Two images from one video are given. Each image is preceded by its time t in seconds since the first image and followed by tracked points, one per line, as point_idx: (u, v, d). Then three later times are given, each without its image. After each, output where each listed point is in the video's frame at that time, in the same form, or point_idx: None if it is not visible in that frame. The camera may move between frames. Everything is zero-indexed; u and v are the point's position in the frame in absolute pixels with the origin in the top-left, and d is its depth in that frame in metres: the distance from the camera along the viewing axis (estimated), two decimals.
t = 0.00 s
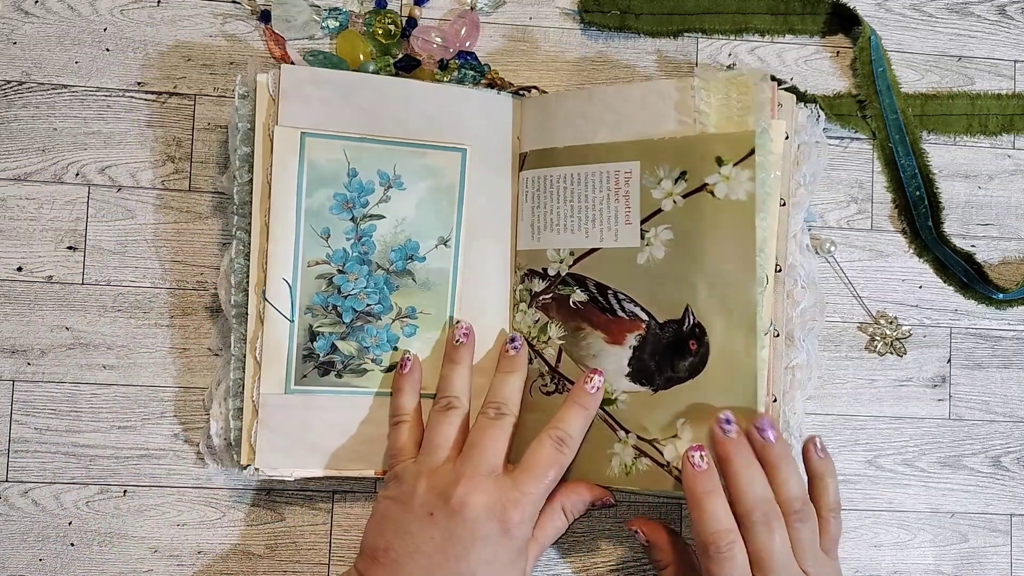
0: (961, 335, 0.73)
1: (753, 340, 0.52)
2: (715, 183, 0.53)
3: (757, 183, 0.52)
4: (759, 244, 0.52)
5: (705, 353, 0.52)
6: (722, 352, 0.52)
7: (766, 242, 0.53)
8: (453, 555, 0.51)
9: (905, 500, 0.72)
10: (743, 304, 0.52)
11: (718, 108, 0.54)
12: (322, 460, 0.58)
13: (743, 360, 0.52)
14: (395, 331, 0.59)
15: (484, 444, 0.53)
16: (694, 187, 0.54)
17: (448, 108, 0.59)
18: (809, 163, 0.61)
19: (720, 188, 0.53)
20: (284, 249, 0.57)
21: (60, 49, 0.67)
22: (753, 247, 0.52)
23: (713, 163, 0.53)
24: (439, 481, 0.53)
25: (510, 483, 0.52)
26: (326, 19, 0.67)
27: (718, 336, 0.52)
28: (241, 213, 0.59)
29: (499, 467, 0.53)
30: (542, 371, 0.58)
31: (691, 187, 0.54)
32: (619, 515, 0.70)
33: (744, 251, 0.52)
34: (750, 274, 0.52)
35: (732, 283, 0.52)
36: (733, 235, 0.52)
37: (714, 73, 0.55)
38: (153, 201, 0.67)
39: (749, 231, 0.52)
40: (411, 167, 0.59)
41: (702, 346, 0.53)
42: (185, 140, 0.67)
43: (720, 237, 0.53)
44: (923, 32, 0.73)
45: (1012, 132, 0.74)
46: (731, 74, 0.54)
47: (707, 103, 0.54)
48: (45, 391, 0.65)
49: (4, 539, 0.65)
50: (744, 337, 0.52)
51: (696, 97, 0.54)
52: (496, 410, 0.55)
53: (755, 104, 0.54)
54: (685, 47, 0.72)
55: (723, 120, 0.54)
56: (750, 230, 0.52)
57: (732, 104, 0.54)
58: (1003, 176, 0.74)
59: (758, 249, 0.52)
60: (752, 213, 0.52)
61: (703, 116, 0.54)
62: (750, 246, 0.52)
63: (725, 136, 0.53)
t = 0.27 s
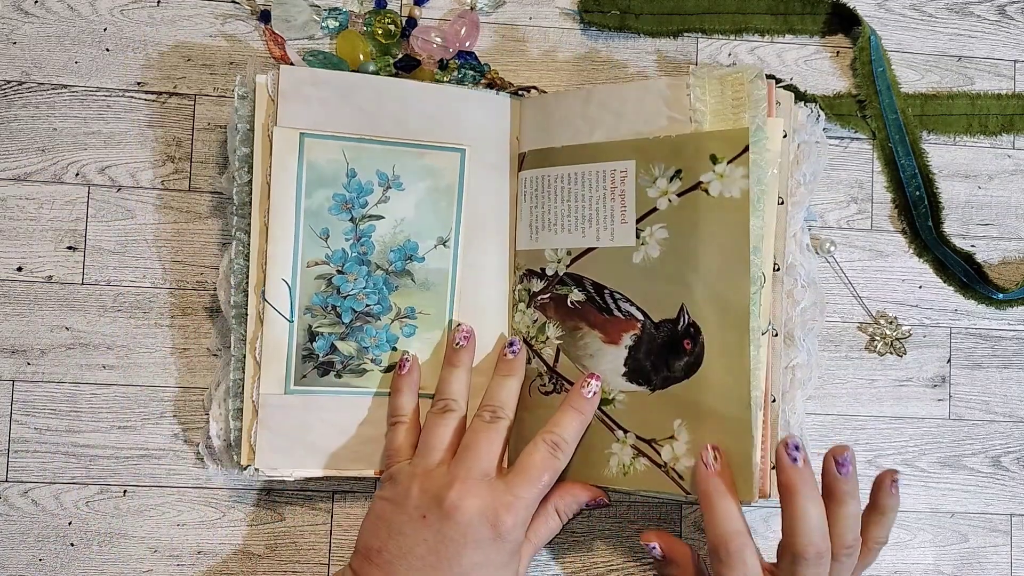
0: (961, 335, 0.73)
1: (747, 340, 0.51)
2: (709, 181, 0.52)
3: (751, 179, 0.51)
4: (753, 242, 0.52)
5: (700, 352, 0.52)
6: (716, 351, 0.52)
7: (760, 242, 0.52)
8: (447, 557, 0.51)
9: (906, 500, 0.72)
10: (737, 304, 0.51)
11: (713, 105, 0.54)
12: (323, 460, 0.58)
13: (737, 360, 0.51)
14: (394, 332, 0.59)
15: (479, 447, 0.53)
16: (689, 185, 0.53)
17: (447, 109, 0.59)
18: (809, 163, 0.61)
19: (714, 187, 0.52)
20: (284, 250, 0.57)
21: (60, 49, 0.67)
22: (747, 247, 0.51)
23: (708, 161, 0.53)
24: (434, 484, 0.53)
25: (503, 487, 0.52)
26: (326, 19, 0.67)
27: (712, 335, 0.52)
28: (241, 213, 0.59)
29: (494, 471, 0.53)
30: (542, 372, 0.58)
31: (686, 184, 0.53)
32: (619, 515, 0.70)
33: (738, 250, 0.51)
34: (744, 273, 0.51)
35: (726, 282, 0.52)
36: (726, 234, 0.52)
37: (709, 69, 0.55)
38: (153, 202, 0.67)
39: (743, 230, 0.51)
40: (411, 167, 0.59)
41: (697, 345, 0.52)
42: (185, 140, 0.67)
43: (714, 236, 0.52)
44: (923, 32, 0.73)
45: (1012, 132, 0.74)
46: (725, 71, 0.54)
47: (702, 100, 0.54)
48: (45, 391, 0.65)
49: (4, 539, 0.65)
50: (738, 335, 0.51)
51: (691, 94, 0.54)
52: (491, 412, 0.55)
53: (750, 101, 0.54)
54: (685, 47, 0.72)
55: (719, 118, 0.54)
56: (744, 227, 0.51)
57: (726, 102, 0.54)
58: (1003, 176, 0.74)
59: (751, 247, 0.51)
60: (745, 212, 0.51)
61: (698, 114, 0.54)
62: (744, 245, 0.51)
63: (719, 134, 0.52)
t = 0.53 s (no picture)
0: (961, 335, 0.73)
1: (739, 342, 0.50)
2: (704, 180, 0.51)
3: (745, 178, 0.50)
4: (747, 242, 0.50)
5: (692, 353, 0.51)
6: (709, 353, 0.51)
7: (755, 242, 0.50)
8: (421, 543, 0.50)
9: (906, 500, 0.72)
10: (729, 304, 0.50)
11: (710, 105, 0.53)
12: (323, 461, 0.58)
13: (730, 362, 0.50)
14: (395, 331, 0.59)
15: (456, 434, 0.52)
16: (684, 184, 0.52)
17: (448, 107, 0.59)
18: (808, 163, 0.61)
19: (708, 185, 0.51)
20: (285, 250, 0.57)
21: (60, 49, 0.67)
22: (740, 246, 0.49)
23: (703, 159, 0.51)
24: (408, 470, 0.52)
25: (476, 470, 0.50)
26: (326, 19, 0.67)
27: (705, 336, 0.51)
28: (241, 212, 0.59)
29: (468, 457, 0.51)
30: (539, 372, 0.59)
31: (682, 183, 0.52)
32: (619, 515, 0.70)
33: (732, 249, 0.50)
34: (737, 274, 0.50)
35: (720, 283, 0.50)
36: (719, 233, 0.50)
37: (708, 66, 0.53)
38: (153, 201, 0.67)
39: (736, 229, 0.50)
40: (412, 166, 0.59)
41: (689, 346, 0.52)
42: (185, 140, 0.67)
43: (708, 236, 0.51)
44: (923, 32, 0.73)
45: (1012, 132, 0.74)
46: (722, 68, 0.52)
47: (699, 99, 0.53)
48: (45, 391, 0.65)
49: (4, 539, 0.65)
50: (730, 338, 0.50)
51: (688, 93, 0.53)
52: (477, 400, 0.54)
53: (747, 98, 0.52)
54: (685, 47, 0.72)
55: (716, 118, 0.53)
56: (736, 228, 0.50)
57: (724, 101, 0.52)
58: (1003, 176, 0.74)
59: (744, 247, 0.50)
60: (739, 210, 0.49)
61: (695, 112, 0.53)
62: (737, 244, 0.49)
63: (714, 132, 0.51)
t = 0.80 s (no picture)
0: (961, 335, 0.73)
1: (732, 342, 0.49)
2: (700, 179, 0.51)
3: (741, 177, 0.49)
4: (741, 241, 0.50)
5: (685, 353, 0.51)
6: (703, 353, 0.50)
7: (751, 242, 0.50)
8: (411, 547, 0.50)
9: (906, 500, 0.72)
10: (722, 305, 0.50)
11: (708, 106, 0.53)
12: (323, 462, 0.58)
13: (723, 362, 0.50)
14: (395, 331, 0.60)
15: (452, 437, 0.51)
16: (680, 183, 0.52)
17: (447, 107, 0.59)
18: (808, 163, 0.61)
19: (704, 184, 0.51)
20: (285, 250, 0.57)
21: (60, 49, 0.67)
22: (734, 246, 0.49)
23: (699, 158, 0.51)
24: (400, 471, 0.51)
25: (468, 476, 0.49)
26: (326, 19, 0.67)
27: (698, 336, 0.51)
28: (240, 212, 0.59)
29: (463, 463, 0.50)
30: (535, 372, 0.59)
31: (677, 183, 0.52)
32: (619, 515, 0.70)
33: (727, 249, 0.49)
34: (730, 274, 0.49)
35: (714, 283, 0.50)
36: (713, 233, 0.50)
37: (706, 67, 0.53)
38: (153, 201, 0.67)
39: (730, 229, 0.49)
40: (411, 166, 0.59)
41: (682, 346, 0.51)
42: (185, 140, 0.67)
43: (702, 236, 0.51)
44: (923, 33, 0.73)
45: (1012, 132, 0.74)
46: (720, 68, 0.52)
47: (697, 99, 0.53)
48: (45, 391, 0.65)
49: (4, 539, 0.65)
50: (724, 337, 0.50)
51: (685, 93, 0.53)
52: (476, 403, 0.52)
53: (744, 98, 0.52)
54: (685, 47, 0.72)
55: (713, 118, 0.53)
56: (730, 227, 0.49)
57: (722, 101, 0.52)
58: (1003, 176, 0.74)
59: (739, 247, 0.49)
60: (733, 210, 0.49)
61: (693, 112, 0.53)
62: (731, 245, 0.49)
63: (710, 132, 0.51)
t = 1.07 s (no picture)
0: (961, 335, 0.73)
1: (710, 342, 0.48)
2: (681, 176, 0.50)
3: (721, 173, 0.48)
4: (722, 240, 0.48)
5: (669, 354, 0.50)
6: (686, 354, 0.50)
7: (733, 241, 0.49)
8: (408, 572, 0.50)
9: (905, 500, 0.72)
10: (701, 304, 0.49)
11: (705, 105, 0.51)
12: (325, 464, 0.58)
13: (703, 362, 0.49)
14: (398, 331, 0.60)
15: (457, 466, 0.51)
16: (664, 180, 0.51)
17: (450, 107, 0.59)
18: (808, 163, 0.61)
19: (685, 181, 0.50)
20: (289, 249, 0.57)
21: (60, 49, 0.67)
22: (716, 245, 0.48)
23: (681, 155, 0.50)
24: (402, 495, 0.51)
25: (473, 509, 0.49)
26: (326, 19, 0.67)
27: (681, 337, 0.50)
28: (241, 212, 0.59)
29: (468, 495, 0.50)
30: (534, 372, 0.59)
31: (661, 179, 0.51)
32: (618, 515, 0.70)
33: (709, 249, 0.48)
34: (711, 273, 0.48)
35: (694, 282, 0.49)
36: (693, 230, 0.49)
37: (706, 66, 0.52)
38: (153, 201, 0.67)
39: (706, 225, 0.49)
40: (415, 166, 0.59)
41: (667, 346, 0.50)
42: (185, 140, 0.67)
43: (685, 234, 0.50)
44: (923, 32, 0.73)
45: (1012, 132, 0.74)
46: (718, 68, 0.51)
47: (693, 99, 0.52)
48: (45, 391, 0.65)
49: (4, 539, 0.65)
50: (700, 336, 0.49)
51: (682, 93, 0.53)
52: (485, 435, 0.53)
53: (739, 96, 0.50)
54: (685, 47, 0.72)
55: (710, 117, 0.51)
56: (710, 224, 0.48)
57: (718, 100, 0.51)
58: (1003, 176, 0.74)
59: (721, 247, 0.48)
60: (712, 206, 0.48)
61: (688, 111, 0.53)
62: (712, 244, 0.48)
63: (689, 126, 0.50)
